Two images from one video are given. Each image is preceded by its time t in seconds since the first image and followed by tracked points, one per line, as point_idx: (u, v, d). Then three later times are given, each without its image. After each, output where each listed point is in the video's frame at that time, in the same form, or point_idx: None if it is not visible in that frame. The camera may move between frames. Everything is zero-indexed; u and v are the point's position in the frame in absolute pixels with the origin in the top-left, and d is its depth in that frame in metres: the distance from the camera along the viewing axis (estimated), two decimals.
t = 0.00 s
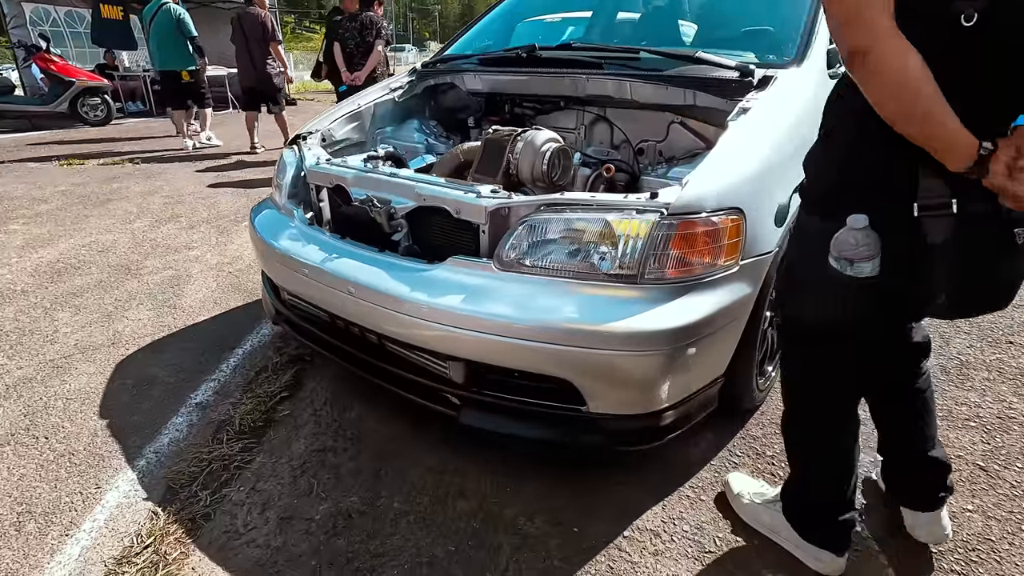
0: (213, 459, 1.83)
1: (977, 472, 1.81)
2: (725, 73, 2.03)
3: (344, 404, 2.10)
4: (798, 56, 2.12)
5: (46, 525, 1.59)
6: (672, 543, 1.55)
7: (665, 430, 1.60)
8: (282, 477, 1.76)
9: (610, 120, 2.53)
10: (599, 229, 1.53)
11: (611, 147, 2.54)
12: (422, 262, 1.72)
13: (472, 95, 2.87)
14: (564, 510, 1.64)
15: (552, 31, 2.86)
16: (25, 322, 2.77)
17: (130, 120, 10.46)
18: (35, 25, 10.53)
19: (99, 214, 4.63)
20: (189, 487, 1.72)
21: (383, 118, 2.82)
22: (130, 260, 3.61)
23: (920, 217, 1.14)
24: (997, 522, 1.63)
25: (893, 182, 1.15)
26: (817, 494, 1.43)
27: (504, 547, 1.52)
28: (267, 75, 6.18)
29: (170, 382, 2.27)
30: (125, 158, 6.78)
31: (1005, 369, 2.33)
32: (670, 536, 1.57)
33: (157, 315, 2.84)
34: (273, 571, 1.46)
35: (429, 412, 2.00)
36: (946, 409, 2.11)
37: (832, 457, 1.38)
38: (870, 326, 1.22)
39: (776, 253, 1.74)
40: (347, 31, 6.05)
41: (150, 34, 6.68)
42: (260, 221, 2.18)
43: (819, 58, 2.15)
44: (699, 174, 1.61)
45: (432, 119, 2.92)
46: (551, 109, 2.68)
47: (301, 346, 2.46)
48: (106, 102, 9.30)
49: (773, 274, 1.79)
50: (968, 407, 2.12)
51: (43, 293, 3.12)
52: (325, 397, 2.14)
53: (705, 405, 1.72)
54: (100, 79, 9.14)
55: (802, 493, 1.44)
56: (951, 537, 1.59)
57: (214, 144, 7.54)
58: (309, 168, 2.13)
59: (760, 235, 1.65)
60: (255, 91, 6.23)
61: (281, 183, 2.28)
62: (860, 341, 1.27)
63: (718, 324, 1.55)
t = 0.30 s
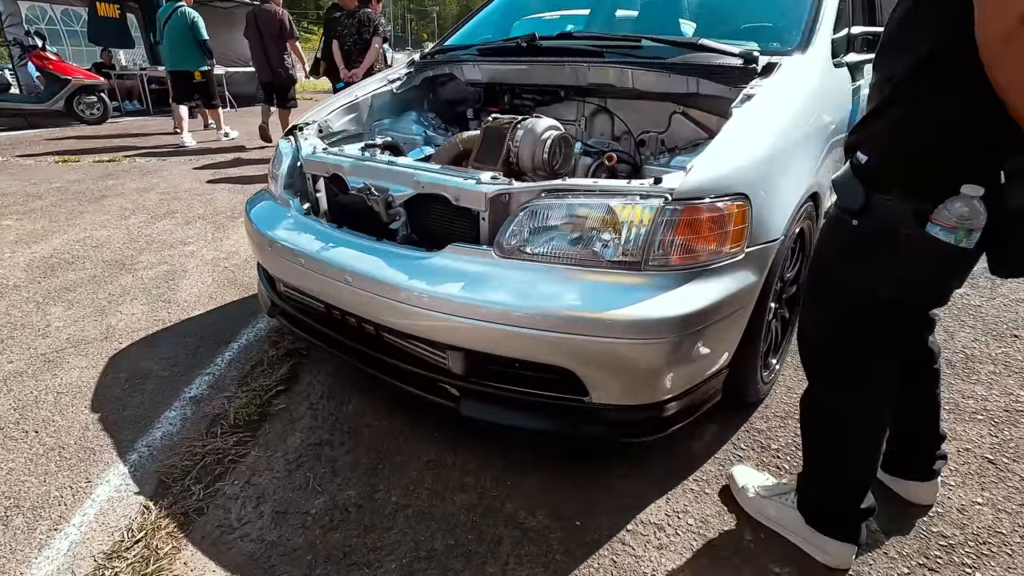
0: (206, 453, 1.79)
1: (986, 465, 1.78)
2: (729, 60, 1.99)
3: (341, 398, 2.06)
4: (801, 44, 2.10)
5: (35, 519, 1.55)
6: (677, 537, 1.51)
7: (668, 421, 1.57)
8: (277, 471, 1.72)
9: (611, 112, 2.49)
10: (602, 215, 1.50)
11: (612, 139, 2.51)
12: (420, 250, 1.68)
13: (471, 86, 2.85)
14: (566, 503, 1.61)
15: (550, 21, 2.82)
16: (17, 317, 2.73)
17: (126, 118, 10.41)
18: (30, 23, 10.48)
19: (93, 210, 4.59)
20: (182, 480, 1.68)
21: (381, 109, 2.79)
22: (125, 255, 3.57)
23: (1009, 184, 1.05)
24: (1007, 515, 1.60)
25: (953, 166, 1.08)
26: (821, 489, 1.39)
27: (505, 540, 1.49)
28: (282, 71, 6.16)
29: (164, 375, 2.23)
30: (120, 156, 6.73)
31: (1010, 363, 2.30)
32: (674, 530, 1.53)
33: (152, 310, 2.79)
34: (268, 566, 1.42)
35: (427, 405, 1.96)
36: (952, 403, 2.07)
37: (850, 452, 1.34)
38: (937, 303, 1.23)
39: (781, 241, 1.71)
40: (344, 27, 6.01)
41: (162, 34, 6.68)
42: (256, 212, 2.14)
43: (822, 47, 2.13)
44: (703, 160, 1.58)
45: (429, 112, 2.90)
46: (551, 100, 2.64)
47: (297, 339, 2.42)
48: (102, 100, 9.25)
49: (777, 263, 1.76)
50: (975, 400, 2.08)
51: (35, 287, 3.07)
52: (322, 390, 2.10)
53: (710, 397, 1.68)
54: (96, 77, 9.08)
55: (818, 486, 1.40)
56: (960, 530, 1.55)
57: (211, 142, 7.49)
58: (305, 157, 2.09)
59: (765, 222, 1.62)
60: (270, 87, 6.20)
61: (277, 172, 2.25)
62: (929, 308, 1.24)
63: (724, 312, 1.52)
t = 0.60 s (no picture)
0: (201, 443, 1.77)
1: (991, 454, 1.76)
2: (731, 46, 1.97)
3: (339, 388, 2.04)
4: (803, 31, 2.08)
5: (26, 509, 1.52)
6: (679, 526, 1.49)
7: (669, 409, 1.55)
8: (273, 461, 1.70)
9: (611, 102, 2.49)
10: (603, 199, 1.47)
11: (612, 129, 2.50)
12: (418, 236, 1.65)
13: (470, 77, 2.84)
14: (566, 492, 1.58)
15: (547, 10, 2.79)
16: (11, 309, 2.70)
17: (123, 116, 10.37)
18: (28, 20, 10.44)
19: (90, 204, 4.56)
20: (176, 470, 1.66)
21: (380, 100, 2.77)
22: (121, 249, 3.54)
23: None
24: (1013, 504, 1.57)
25: (999, 157, 1.13)
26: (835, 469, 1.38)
27: (504, 530, 1.46)
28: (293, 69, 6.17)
29: (159, 367, 2.20)
30: (117, 152, 6.70)
31: (1014, 354, 2.28)
32: (675, 519, 1.51)
33: (147, 302, 2.77)
34: (264, 555, 1.39)
35: (426, 396, 1.94)
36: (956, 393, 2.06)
37: (866, 433, 1.32)
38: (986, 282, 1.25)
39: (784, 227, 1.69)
40: (345, 23, 5.99)
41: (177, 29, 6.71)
42: (253, 202, 2.12)
43: (825, 34, 2.11)
44: (705, 144, 1.56)
45: (428, 103, 2.89)
46: (551, 90, 2.62)
47: (294, 331, 2.40)
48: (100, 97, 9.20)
49: (779, 250, 1.74)
50: (979, 391, 2.06)
51: (30, 280, 3.05)
52: (319, 381, 2.08)
53: (711, 385, 1.66)
54: (93, 74, 9.04)
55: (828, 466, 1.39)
56: (966, 519, 1.53)
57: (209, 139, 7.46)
58: (302, 145, 2.06)
59: (768, 208, 1.60)
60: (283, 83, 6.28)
61: (274, 161, 2.22)
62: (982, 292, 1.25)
63: (727, 297, 1.50)
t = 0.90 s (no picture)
0: (199, 438, 1.74)
1: (998, 448, 1.73)
2: (736, 36, 1.95)
3: (338, 382, 2.02)
4: (808, 20, 2.06)
5: (20, 504, 1.50)
6: (683, 521, 1.46)
7: (673, 402, 1.52)
8: (271, 456, 1.67)
9: (613, 94, 2.47)
10: (606, 188, 1.45)
11: (614, 121, 2.49)
12: (418, 227, 1.63)
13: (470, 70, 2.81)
14: (569, 487, 1.56)
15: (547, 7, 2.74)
16: (6, 304, 2.67)
17: (122, 114, 10.33)
18: (26, 18, 10.41)
19: (88, 201, 4.54)
20: (173, 465, 1.63)
21: (379, 93, 2.75)
22: (118, 245, 3.52)
23: None
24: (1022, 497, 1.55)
25: None
26: (859, 452, 1.41)
27: (506, 524, 1.44)
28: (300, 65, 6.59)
29: (156, 361, 2.18)
30: (115, 149, 6.67)
31: (1020, 348, 2.26)
32: (680, 513, 1.49)
33: (145, 297, 2.74)
34: (261, 550, 1.37)
35: (426, 389, 1.91)
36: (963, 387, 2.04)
37: (901, 419, 1.33)
38: None
39: (789, 217, 1.67)
40: (346, 19, 5.97)
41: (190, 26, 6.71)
42: (252, 195, 2.09)
43: (829, 23, 2.08)
44: (709, 132, 1.54)
45: (428, 96, 2.88)
46: (551, 83, 2.60)
47: (293, 326, 2.37)
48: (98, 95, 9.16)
49: (785, 241, 1.72)
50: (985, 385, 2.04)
51: (26, 276, 3.02)
52: (318, 376, 2.05)
53: (716, 377, 1.64)
54: (91, 72, 9.00)
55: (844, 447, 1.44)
56: (975, 512, 1.51)
57: (208, 137, 7.43)
58: (300, 136, 2.04)
59: (773, 198, 1.58)
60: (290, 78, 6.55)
61: (272, 153, 2.20)
62: None
63: (733, 288, 1.47)
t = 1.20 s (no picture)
0: (201, 434, 1.74)
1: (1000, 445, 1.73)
2: (738, 31, 1.94)
3: (340, 379, 2.02)
4: (811, 15, 2.05)
5: (23, 500, 1.50)
6: (685, 517, 1.47)
7: (674, 399, 1.53)
8: (273, 453, 1.67)
9: (615, 89, 2.46)
10: (609, 184, 1.44)
11: (617, 118, 2.47)
12: (419, 223, 1.62)
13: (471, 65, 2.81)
14: (571, 483, 1.56)
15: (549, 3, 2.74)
16: (8, 301, 2.67)
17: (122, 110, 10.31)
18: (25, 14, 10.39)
19: (88, 197, 4.53)
20: (176, 461, 1.63)
21: (380, 89, 2.76)
22: (119, 241, 3.52)
23: None
24: None
25: None
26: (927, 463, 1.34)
27: (508, 520, 1.44)
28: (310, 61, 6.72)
29: (158, 358, 2.18)
30: (114, 145, 6.66)
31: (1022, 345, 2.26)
32: (682, 509, 1.49)
33: (146, 294, 2.75)
34: (264, 546, 1.37)
35: (428, 386, 1.92)
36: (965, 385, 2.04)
37: (981, 416, 1.25)
38: None
39: (791, 214, 1.67)
40: (347, 14, 5.96)
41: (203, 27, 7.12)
42: (253, 191, 2.09)
43: (833, 18, 2.07)
44: (712, 128, 1.53)
45: (429, 92, 2.90)
46: (553, 79, 2.60)
47: (294, 322, 2.37)
48: (98, 91, 9.14)
49: (787, 237, 1.72)
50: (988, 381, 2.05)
51: (27, 272, 3.02)
52: (320, 372, 2.06)
53: (718, 374, 1.64)
54: (91, 68, 8.98)
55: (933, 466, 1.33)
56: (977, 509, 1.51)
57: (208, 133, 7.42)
58: (302, 133, 2.04)
59: (776, 194, 1.57)
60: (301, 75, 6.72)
61: (273, 149, 2.20)
62: None
63: (736, 284, 1.47)
